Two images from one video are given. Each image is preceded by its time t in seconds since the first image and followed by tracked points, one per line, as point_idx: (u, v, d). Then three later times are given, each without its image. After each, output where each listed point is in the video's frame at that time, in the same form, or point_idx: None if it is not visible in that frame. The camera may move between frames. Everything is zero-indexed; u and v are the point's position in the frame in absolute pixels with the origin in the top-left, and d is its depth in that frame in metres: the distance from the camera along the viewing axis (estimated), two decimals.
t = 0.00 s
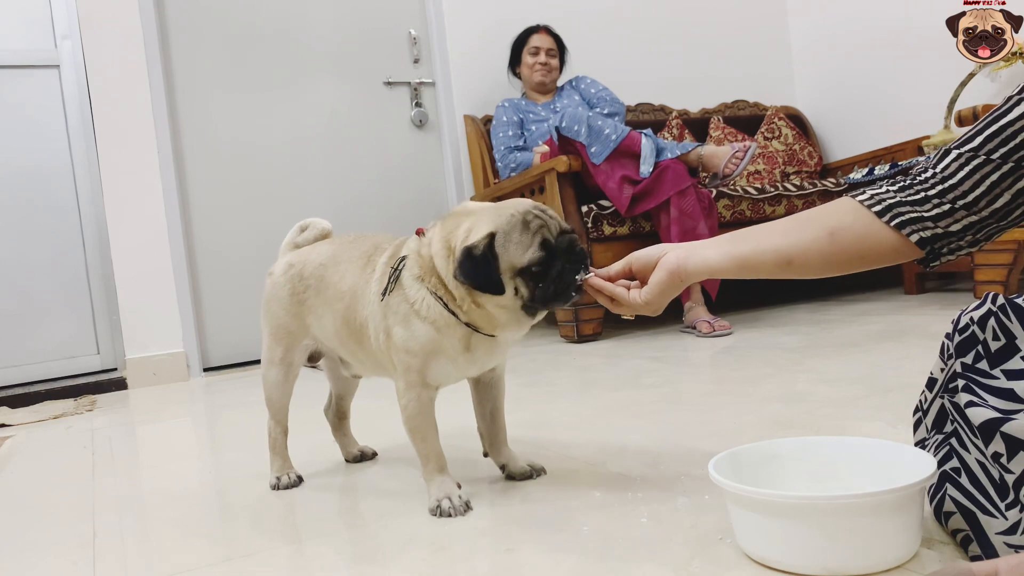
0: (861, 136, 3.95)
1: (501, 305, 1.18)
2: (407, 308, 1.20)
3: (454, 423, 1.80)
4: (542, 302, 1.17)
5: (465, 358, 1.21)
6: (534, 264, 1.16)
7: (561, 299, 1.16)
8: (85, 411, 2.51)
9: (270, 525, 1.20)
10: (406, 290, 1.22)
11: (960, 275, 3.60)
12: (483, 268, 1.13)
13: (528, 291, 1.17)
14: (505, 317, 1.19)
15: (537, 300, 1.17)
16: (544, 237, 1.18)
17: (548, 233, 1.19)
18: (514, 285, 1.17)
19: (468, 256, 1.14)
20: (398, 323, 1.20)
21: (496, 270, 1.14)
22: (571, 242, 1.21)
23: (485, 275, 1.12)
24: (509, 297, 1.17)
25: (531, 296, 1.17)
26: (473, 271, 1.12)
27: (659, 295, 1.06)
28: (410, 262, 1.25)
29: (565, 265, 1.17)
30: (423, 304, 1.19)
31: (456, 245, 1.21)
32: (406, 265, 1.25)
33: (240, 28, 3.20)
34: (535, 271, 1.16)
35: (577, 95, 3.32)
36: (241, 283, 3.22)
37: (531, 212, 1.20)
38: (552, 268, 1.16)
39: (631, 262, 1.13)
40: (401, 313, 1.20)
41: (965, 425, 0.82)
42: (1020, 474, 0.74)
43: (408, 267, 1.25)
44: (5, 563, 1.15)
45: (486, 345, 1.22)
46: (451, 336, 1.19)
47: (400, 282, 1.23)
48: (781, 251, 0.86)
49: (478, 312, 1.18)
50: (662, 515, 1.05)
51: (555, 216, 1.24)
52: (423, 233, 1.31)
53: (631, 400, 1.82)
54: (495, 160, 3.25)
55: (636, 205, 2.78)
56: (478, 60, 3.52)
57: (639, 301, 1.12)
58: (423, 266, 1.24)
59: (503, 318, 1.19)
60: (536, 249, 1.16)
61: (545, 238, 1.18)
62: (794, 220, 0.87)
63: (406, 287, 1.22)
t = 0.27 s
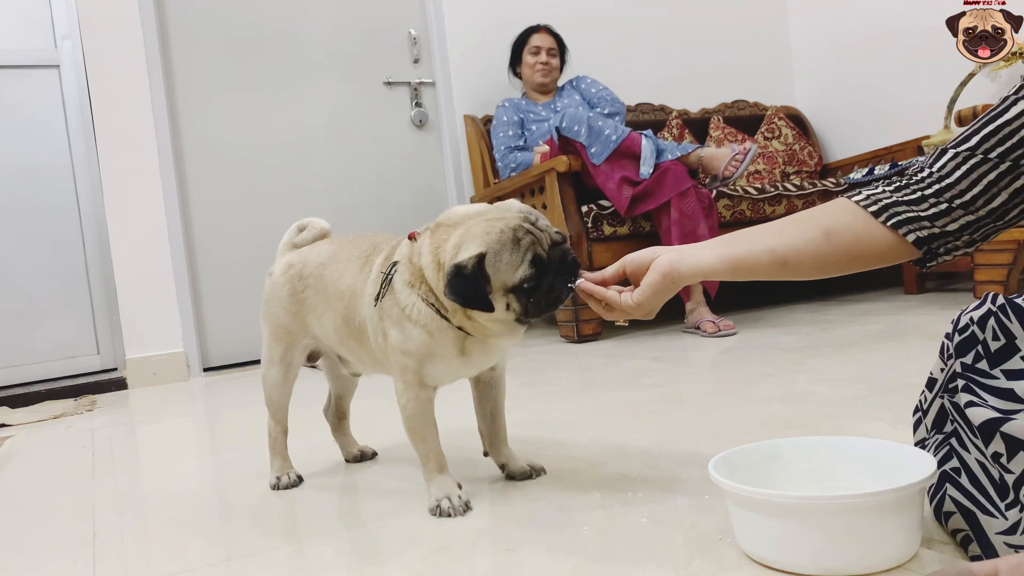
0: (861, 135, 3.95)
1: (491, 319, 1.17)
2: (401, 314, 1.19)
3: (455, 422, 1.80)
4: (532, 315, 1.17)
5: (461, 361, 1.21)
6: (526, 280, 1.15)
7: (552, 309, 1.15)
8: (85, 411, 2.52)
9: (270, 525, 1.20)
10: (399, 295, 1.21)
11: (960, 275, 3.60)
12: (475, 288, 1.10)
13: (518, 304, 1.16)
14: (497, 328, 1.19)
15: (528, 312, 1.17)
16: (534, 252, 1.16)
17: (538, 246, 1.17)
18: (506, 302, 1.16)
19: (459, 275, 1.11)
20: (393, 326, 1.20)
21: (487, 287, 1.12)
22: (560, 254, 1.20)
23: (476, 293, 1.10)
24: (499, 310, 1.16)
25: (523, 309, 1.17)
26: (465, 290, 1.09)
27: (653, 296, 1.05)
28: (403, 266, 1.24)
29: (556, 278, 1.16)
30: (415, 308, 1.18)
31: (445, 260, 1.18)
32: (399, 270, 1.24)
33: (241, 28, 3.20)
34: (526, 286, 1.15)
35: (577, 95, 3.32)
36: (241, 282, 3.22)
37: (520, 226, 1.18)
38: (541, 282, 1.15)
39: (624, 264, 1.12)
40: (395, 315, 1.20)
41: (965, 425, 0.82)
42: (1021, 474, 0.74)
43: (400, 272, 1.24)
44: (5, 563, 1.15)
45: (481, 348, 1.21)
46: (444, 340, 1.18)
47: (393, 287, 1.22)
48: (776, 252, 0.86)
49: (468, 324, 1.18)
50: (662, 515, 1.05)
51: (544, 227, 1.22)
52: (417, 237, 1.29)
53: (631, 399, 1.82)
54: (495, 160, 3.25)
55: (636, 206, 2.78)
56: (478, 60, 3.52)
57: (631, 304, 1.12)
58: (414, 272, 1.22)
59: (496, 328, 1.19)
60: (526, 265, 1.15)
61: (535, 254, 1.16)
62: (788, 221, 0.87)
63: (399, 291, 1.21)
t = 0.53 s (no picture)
0: (861, 135, 3.95)
1: (478, 301, 1.17)
2: (402, 308, 1.20)
3: (455, 422, 1.80)
4: (520, 301, 1.16)
5: (463, 354, 1.20)
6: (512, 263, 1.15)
7: (540, 292, 1.14)
8: (85, 411, 2.52)
9: (271, 525, 1.19)
10: (400, 290, 1.21)
11: (961, 275, 3.60)
12: (461, 263, 1.12)
13: (506, 288, 1.16)
14: (490, 314, 1.19)
15: (515, 297, 1.16)
16: (524, 237, 1.17)
17: (528, 232, 1.18)
18: (493, 282, 1.17)
19: (448, 252, 1.13)
20: (396, 322, 1.20)
21: (475, 266, 1.13)
22: (552, 242, 1.21)
23: (463, 272, 1.11)
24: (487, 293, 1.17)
25: (510, 292, 1.16)
26: (453, 268, 1.11)
27: (649, 293, 1.05)
28: (404, 261, 1.25)
29: (545, 262, 1.16)
30: (416, 301, 1.19)
31: (437, 241, 1.20)
32: (400, 265, 1.25)
33: (241, 28, 3.19)
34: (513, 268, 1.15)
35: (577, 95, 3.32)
36: (241, 282, 3.22)
37: (515, 212, 1.19)
38: (530, 267, 1.15)
39: (620, 260, 1.13)
40: (397, 312, 1.20)
41: (965, 425, 0.82)
42: (1021, 474, 0.74)
43: (401, 266, 1.25)
44: (4, 563, 1.15)
45: (482, 341, 1.21)
46: (444, 332, 1.18)
47: (395, 283, 1.23)
48: (772, 250, 0.86)
49: (458, 308, 1.18)
50: (662, 515, 1.05)
51: (540, 218, 1.23)
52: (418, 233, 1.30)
53: (631, 399, 1.82)
54: (495, 160, 3.25)
55: (636, 206, 2.78)
56: (478, 60, 3.52)
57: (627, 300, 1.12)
58: (414, 265, 1.23)
59: (489, 316, 1.18)
60: (512, 245, 1.16)
61: (525, 240, 1.16)
62: (784, 220, 0.87)
63: (400, 286, 1.22)
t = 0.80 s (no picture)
0: (861, 135, 3.95)
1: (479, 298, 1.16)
2: (404, 305, 1.20)
3: (455, 422, 1.80)
4: (519, 297, 1.14)
5: (465, 352, 1.20)
6: (505, 258, 1.15)
7: (538, 289, 1.13)
8: (85, 411, 2.51)
9: (271, 525, 1.19)
10: (402, 287, 1.21)
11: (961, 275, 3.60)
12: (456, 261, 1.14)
13: (504, 285, 1.15)
14: (492, 312, 1.18)
15: (514, 295, 1.14)
16: (517, 232, 1.16)
17: (523, 228, 1.18)
18: (490, 281, 1.15)
19: (444, 252, 1.15)
20: (399, 320, 1.20)
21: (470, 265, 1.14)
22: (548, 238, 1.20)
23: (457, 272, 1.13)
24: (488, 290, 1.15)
25: (507, 289, 1.15)
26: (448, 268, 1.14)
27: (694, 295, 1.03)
28: (406, 258, 1.25)
29: (541, 257, 1.15)
30: (417, 298, 1.19)
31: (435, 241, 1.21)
32: (403, 261, 1.25)
33: (241, 28, 3.20)
34: (509, 263, 1.15)
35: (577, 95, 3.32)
36: (241, 282, 3.22)
37: (510, 210, 1.19)
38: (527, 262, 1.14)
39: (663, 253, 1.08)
40: (401, 310, 1.20)
41: (965, 425, 0.82)
42: (1021, 474, 0.73)
43: (404, 263, 1.25)
44: (4, 563, 1.14)
45: (485, 337, 1.21)
46: (446, 328, 1.18)
47: (398, 280, 1.23)
48: (831, 269, 0.86)
49: (461, 306, 1.18)
50: (663, 515, 1.05)
51: (535, 213, 1.22)
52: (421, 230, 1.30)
53: (631, 399, 1.82)
54: (495, 160, 3.26)
55: (636, 206, 2.78)
56: (478, 60, 3.52)
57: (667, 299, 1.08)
58: (415, 261, 1.24)
59: (489, 312, 1.18)
60: (506, 242, 1.15)
61: (517, 234, 1.16)
62: (845, 236, 0.87)
63: (403, 284, 1.22)
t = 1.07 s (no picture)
0: (860, 135, 3.95)
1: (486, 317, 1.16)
2: (408, 308, 1.19)
3: (455, 422, 1.80)
4: (528, 324, 1.13)
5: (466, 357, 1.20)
6: (519, 284, 1.13)
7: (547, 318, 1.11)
8: (85, 411, 2.52)
9: (272, 525, 1.19)
10: (407, 289, 1.21)
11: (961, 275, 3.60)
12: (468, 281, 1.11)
13: (515, 310, 1.14)
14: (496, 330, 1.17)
15: (522, 321, 1.13)
16: (533, 259, 1.14)
17: (537, 254, 1.16)
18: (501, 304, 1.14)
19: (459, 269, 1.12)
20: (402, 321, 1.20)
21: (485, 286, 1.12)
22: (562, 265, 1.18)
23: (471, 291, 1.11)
24: (497, 312, 1.14)
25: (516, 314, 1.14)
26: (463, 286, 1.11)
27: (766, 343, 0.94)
28: (414, 260, 1.24)
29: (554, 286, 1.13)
30: (422, 302, 1.18)
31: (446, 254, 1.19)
32: (411, 263, 1.24)
33: (241, 28, 3.20)
34: (521, 290, 1.13)
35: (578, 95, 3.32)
36: (241, 283, 3.22)
37: (526, 233, 1.17)
38: (542, 290, 1.12)
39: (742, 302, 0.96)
40: (404, 310, 1.20)
41: (966, 420, 0.81)
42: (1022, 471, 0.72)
43: (412, 266, 1.24)
44: (4, 563, 1.14)
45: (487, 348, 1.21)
46: (450, 334, 1.18)
47: (403, 281, 1.22)
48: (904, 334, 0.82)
49: (468, 321, 1.17)
50: (663, 515, 1.05)
51: (550, 238, 1.20)
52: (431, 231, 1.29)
53: (631, 399, 1.82)
54: (495, 160, 3.26)
55: (636, 206, 2.78)
56: (478, 60, 3.52)
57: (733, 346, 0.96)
58: (423, 265, 1.22)
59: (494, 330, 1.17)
60: (519, 269, 1.13)
61: (532, 261, 1.14)
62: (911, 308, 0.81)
63: (408, 285, 1.21)
